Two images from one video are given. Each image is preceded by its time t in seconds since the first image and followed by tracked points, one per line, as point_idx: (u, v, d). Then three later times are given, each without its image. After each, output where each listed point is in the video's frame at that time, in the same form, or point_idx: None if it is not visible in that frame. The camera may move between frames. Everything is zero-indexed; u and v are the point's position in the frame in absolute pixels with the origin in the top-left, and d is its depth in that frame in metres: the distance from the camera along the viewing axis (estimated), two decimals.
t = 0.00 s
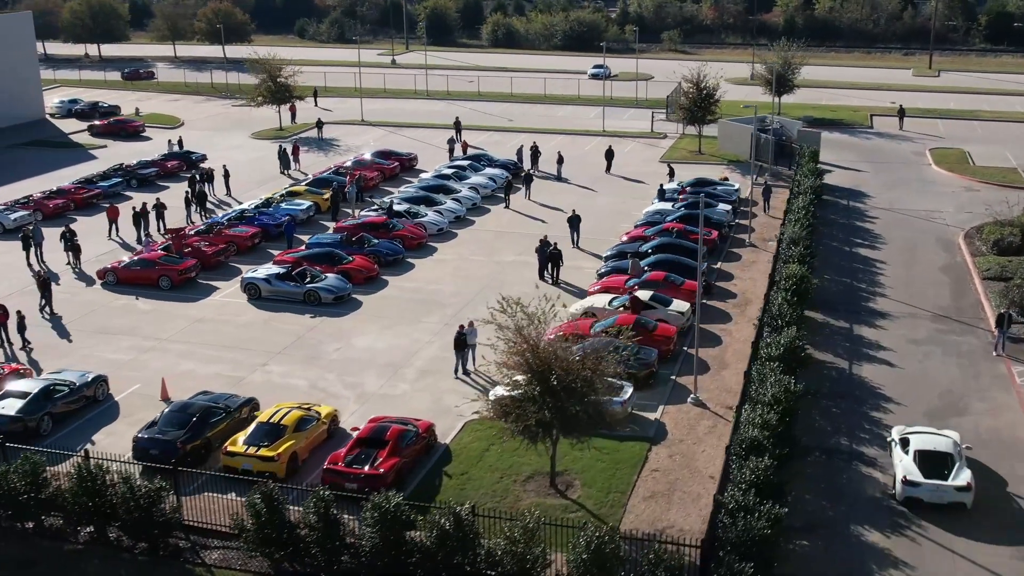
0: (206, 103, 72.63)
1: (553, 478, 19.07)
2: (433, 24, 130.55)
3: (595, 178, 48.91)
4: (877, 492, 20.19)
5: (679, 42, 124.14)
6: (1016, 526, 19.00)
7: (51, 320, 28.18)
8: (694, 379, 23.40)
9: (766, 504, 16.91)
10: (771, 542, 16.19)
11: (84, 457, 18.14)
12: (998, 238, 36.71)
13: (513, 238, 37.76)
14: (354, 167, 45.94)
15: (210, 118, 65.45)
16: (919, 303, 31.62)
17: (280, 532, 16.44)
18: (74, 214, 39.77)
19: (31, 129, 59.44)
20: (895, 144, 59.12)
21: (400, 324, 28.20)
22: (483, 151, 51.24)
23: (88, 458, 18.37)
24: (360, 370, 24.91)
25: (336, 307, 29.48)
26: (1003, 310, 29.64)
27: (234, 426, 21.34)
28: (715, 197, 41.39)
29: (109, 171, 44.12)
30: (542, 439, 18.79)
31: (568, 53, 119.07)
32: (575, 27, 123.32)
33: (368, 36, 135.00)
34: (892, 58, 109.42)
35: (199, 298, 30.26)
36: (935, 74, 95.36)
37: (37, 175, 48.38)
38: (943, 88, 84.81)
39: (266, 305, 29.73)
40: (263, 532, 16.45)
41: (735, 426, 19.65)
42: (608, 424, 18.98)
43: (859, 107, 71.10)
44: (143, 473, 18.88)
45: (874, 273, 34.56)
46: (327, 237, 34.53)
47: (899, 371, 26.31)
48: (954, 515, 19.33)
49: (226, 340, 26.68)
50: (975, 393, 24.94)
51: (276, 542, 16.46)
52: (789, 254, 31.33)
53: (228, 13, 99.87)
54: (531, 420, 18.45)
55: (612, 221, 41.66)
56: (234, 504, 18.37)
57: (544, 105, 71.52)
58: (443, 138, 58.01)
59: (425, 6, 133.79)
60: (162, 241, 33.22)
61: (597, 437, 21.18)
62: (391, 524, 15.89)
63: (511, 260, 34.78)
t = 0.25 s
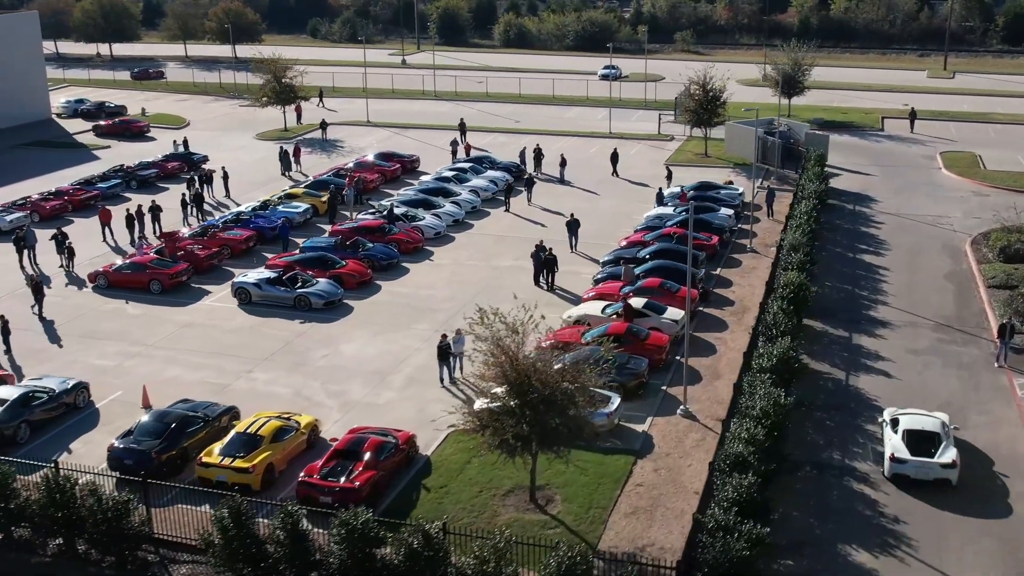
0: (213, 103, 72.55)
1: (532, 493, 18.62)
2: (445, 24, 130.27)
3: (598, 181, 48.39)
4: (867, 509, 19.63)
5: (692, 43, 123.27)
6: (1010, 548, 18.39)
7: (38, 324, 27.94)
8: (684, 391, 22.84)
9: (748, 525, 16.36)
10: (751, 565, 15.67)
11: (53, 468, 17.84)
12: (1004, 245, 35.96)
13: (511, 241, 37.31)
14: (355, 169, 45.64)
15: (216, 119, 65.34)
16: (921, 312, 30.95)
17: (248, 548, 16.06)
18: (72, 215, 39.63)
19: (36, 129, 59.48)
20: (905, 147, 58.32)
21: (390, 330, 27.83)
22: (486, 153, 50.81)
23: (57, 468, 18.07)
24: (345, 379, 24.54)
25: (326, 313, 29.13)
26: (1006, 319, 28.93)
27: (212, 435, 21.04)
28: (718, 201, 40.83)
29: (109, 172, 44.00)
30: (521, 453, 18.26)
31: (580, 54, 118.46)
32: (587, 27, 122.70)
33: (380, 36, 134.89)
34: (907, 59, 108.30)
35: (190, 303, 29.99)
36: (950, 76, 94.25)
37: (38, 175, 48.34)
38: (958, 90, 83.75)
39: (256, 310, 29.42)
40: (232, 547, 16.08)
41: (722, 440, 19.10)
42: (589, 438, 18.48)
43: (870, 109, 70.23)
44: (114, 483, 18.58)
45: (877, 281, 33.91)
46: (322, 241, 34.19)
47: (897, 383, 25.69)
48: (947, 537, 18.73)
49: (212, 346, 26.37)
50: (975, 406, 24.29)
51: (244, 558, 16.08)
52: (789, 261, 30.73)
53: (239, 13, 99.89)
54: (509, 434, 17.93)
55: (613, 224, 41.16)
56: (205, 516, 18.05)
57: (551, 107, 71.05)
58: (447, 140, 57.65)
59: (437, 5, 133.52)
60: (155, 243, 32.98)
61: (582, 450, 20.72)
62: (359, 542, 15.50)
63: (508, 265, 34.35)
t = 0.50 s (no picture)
0: (221, 104, 72.49)
1: (511, 508, 18.22)
2: (457, 25, 129.88)
3: (601, 185, 47.91)
4: (855, 528, 19.09)
5: (705, 44, 122.36)
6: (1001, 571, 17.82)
7: (26, 329, 27.78)
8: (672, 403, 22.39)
9: (726, 546, 15.88)
10: None
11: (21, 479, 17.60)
12: (1011, 253, 35.23)
13: (508, 246, 36.87)
14: (356, 171, 45.36)
15: (223, 120, 65.26)
16: (922, 321, 30.30)
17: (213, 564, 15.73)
18: (69, 217, 39.54)
19: (42, 129, 59.50)
20: (915, 151, 57.51)
21: (379, 337, 27.49)
22: (489, 156, 50.42)
23: (26, 478, 17.82)
24: (330, 387, 24.18)
25: (316, 318, 28.81)
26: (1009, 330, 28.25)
27: (190, 444, 20.77)
28: (720, 206, 40.29)
29: (109, 173, 43.90)
30: (498, 468, 17.85)
31: (592, 55, 117.77)
32: (600, 28, 121.93)
33: (392, 37, 134.69)
34: (922, 61, 107.13)
35: (180, 307, 29.77)
36: (966, 78, 93.08)
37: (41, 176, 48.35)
38: (973, 92, 82.62)
39: (246, 315, 29.12)
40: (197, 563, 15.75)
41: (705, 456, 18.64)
42: (568, 453, 18.06)
43: (882, 112, 69.36)
44: (85, 495, 18.32)
45: (878, 289, 33.28)
46: (316, 245, 33.87)
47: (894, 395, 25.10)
48: (935, 558, 18.19)
49: (199, 352, 26.07)
50: (972, 420, 23.68)
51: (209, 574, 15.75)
52: (788, 269, 30.18)
53: (250, 13, 99.86)
54: (484, 448, 17.52)
55: (614, 229, 40.69)
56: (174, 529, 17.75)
57: (559, 108, 70.58)
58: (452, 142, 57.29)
59: (449, 6, 133.19)
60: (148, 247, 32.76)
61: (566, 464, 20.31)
62: (324, 559, 15.15)
63: (504, 270, 33.96)
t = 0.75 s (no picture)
0: (229, 104, 72.42)
1: (488, 524, 17.81)
2: (470, 25, 129.46)
3: (605, 188, 47.42)
4: (843, 547, 18.56)
5: (720, 45, 121.43)
6: None
7: (14, 332, 27.62)
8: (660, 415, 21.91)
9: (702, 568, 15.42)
10: None
11: None
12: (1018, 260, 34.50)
13: (507, 251, 36.47)
14: (357, 173, 45.08)
15: (230, 120, 65.16)
16: (924, 331, 29.67)
17: None
18: (67, 219, 39.46)
19: (49, 129, 59.57)
20: (927, 155, 56.68)
21: (368, 344, 27.14)
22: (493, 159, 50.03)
23: None
24: (315, 395, 23.85)
25: (306, 324, 28.51)
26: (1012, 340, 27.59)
27: (166, 453, 20.49)
28: (723, 211, 39.73)
29: (109, 175, 43.81)
30: (473, 483, 17.42)
31: (605, 56, 117.05)
32: (613, 29, 121.07)
33: (406, 37, 134.49)
34: (939, 63, 105.88)
35: (171, 311, 29.54)
36: (982, 80, 91.87)
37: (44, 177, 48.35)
38: (989, 95, 81.48)
39: (236, 320, 28.85)
40: None
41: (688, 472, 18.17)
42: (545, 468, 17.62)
43: (895, 114, 68.46)
44: (55, 506, 18.04)
45: (881, 297, 32.66)
46: (311, 248, 33.55)
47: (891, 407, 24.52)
48: None
49: (185, 358, 25.81)
50: (970, 434, 23.08)
51: None
52: (786, 277, 29.63)
53: (261, 13, 99.86)
54: (458, 463, 17.10)
55: (615, 233, 40.19)
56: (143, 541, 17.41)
57: (568, 110, 70.08)
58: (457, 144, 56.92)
59: (463, 6, 132.85)
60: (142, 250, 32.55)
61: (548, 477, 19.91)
62: None
63: (500, 276, 33.56)
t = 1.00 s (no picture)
0: (237, 105, 72.33)
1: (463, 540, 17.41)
2: (483, 26, 129.03)
3: (609, 192, 46.92)
4: (830, 566, 18.04)
5: (734, 46, 120.47)
6: None
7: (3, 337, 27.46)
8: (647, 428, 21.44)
9: None
10: None
11: None
12: None
13: (505, 256, 36.05)
14: (358, 176, 44.77)
15: (237, 121, 65.05)
16: (926, 340, 29.03)
17: None
18: (66, 221, 39.35)
19: (56, 129, 59.63)
20: (939, 159, 55.83)
21: (357, 350, 26.77)
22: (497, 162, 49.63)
23: None
24: (299, 403, 23.51)
25: (296, 330, 28.19)
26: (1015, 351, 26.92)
27: (143, 463, 20.20)
28: (726, 216, 39.15)
29: (110, 176, 43.69)
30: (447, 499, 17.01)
31: (618, 57, 116.29)
32: (627, 30, 120.18)
33: (419, 38, 134.30)
34: (955, 65, 104.65)
35: (161, 316, 29.31)
36: (999, 82, 90.64)
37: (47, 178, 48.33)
38: (1005, 98, 80.31)
39: (226, 326, 28.57)
40: None
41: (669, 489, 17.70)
42: (521, 483, 17.20)
43: (907, 118, 67.56)
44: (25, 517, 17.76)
45: (884, 305, 32.02)
46: (306, 252, 33.24)
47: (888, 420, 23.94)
48: None
49: (172, 364, 25.54)
50: (968, 449, 22.49)
51: None
52: (785, 285, 29.07)
53: (273, 13, 99.83)
54: (431, 478, 16.70)
55: (616, 237, 39.70)
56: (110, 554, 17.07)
57: (576, 112, 69.57)
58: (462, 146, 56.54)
59: (476, 7, 132.49)
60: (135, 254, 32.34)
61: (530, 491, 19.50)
62: None
63: (496, 281, 33.15)
